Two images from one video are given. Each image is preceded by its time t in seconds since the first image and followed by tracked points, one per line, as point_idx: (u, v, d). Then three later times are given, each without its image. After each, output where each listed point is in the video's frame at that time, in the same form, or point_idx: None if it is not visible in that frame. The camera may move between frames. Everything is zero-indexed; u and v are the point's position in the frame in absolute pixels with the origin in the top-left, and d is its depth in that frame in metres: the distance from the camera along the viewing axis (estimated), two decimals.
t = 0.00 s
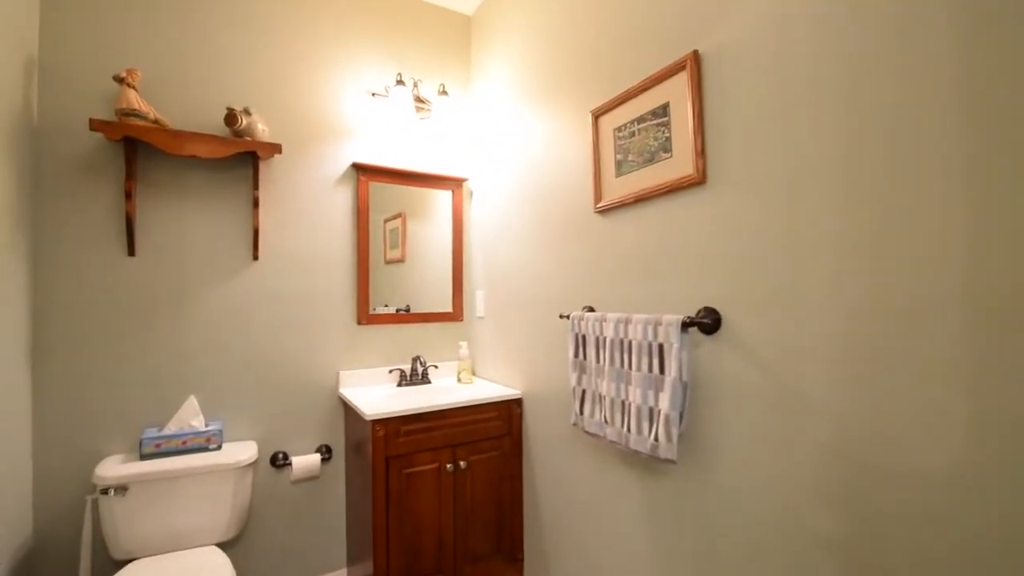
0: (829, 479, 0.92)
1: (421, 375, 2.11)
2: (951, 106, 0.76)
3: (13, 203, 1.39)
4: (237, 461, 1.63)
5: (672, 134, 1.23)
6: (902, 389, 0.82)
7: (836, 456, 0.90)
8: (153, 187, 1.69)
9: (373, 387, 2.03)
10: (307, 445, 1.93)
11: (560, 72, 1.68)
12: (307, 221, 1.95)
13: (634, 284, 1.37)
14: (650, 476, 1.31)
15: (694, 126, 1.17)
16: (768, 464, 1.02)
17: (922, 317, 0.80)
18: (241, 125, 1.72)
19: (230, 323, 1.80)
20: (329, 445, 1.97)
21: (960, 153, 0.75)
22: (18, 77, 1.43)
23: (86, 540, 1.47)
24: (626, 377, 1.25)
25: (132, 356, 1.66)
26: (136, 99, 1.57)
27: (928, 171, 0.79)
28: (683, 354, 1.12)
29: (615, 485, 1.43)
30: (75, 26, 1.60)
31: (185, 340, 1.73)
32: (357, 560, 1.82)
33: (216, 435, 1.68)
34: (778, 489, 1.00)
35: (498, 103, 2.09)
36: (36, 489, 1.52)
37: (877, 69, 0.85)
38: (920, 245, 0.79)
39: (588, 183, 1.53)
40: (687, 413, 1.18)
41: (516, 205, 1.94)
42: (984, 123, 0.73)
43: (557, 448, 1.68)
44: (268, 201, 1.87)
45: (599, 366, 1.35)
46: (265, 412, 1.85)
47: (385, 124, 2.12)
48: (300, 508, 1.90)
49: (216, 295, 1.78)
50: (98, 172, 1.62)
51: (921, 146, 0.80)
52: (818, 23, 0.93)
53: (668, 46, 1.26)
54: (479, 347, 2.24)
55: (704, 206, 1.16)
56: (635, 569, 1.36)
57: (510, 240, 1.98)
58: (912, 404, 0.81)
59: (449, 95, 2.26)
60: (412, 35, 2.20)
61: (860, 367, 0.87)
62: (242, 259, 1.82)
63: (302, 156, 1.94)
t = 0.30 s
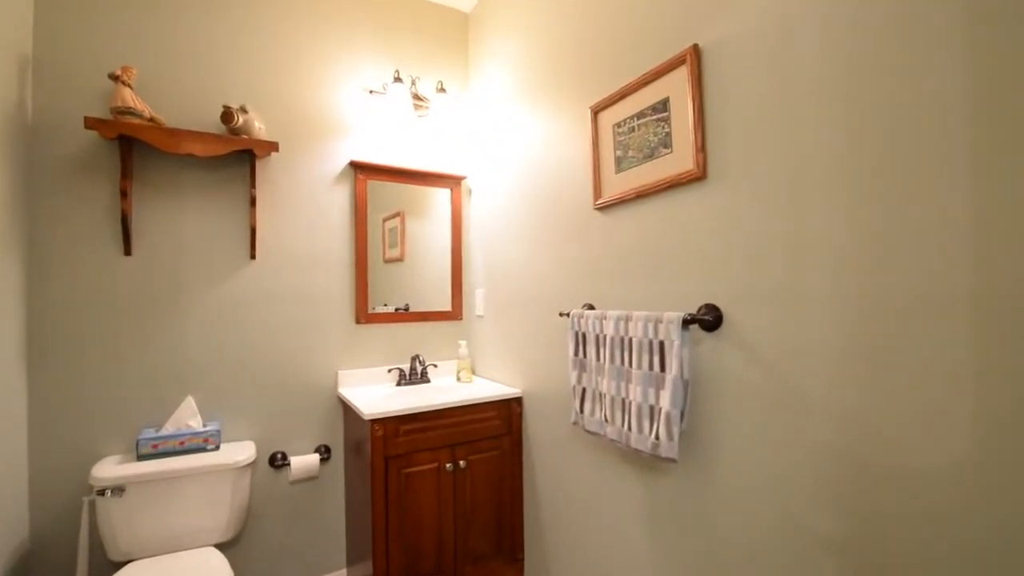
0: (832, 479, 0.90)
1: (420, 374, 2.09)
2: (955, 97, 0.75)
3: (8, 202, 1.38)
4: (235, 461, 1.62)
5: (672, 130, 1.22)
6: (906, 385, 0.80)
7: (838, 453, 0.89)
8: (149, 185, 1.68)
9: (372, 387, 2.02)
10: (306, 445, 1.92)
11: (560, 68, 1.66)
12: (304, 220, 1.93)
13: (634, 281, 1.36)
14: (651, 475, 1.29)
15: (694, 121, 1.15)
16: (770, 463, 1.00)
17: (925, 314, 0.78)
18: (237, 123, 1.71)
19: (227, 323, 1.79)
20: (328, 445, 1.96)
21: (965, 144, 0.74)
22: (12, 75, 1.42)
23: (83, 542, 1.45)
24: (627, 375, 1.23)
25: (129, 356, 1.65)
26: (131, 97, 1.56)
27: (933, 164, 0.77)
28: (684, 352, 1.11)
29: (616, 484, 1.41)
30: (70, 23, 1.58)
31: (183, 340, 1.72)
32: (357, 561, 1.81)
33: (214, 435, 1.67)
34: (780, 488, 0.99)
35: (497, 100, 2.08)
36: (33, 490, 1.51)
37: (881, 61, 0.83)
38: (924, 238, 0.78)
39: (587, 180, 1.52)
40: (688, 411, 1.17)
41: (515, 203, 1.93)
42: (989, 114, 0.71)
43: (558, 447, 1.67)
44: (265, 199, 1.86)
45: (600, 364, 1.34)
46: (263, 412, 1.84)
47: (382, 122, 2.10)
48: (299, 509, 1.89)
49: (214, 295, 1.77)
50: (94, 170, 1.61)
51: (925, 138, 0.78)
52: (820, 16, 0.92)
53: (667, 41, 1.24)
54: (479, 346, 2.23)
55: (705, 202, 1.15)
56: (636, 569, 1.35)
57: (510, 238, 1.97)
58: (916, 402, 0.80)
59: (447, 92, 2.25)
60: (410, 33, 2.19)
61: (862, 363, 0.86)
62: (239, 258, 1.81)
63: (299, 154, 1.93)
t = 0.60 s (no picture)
0: (832, 479, 0.90)
1: (421, 373, 2.09)
2: (957, 92, 0.74)
3: (6, 202, 1.37)
4: (234, 460, 1.61)
5: (672, 127, 1.21)
6: (907, 383, 0.80)
7: (840, 452, 0.88)
8: (148, 185, 1.67)
9: (373, 386, 2.02)
10: (306, 444, 1.91)
11: (560, 66, 1.66)
12: (303, 219, 1.93)
13: (634, 279, 1.35)
14: (652, 474, 1.29)
15: (695, 118, 1.14)
16: (771, 462, 1.00)
17: (926, 313, 0.77)
18: (236, 122, 1.70)
19: (226, 322, 1.78)
20: (328, 445, 1.95)
21: (969, 140, 0.73)
22: (10, 74, 1.42)
23: (83, 541, 1.45)
24: (628, 374, 1.23)
25: (128, 355, 1.64)
26: (130, 95, 1.55)
27: (936, 160, 0.76)
28: (685, 351, 1.10)
29: (616, 484, 1.41)
30: (68, 22, 1.58)
31: (183, 339, 1.72)
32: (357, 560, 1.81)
33: (214, 435, 1.67)
34: (780, 488, 0.99)
35: (497, 98, 2.07)
36: (34, 490, 1.51)
37: (883, 56, 0.82)
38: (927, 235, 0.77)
39: (588, 178, 1.51)
40: (689, 410, 1.16)
41: (515, 201, 1.92)
42: (992, 108, 0.70)
43: (558, 446, 1.66)
44: (265, 198, 1.85)
45: (600, 363, 1.33)
46: (263, 411, 1.84)
47: (382, 121, 2.10)
48: (300, 508, 1.89)
49: (213, 294, 1.76)
50: (93, 169, 1.60)
51: (928, 134, 0.77)
52: (820, 11, 0.91)
53: (667, 38, 1.24)
54: (479, 344, 2.22)
55: (706, 200, 1.14)
56: (636, 569, 1.34)
57: (510, 236, 1.96)
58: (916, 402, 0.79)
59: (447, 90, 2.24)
60: (410, 31, 2.18)
61: (863, 361, 0.85)
62: (238, 257, 1.81)
63: (298, 153, 1.92)
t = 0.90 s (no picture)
0: (833, 477, 0.90)
1: (421, 371, 2.09)
2: (962, 87, 0.73)
3: (7, 199, 1.38)
4: (235, 458, 1.61)
5: (674, 123, 1.21)
6: (911, 381, 0.79)
7: (842, 449, 0.88)
8: (149, 182, 1.67)
9: (374, 384, 2.02)
10: (307, 441, 1.92)
11: (561, 63, 1.65)
12: (304, 217, 1.93)
13: (636, 277, 1.35)
14: (653, 471, 1.29)
15: (696, 114, 1.14)
16: (773, 458, 1.00)
17: (928, 311, 0.77)
18: (237, 119, 1.70)
19: (227, 320, 1.78)
20: (329, 442, 1.95)
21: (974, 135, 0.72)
22: (11, 71, 1.42)
23: (84, 538, 1.45)
24: (629, 371, 1.23)
25: (129, 353, 1.64)
26: (131, 93, 1.55)
27: (940, 156, 0.76)
28: (687, 348, 1.10)
29: (617, 482, 1.41)
30: (68, 19, 1.58)
31: (184, 337, 1.72)
32: (358, 557, 1.81)
33: (215, 432, 1.67)
34: (781, 486, 0.98)
35: (498, 94, 2.06)
36: (35, 486, 1.51)
37: (886, 51, 0.82)
38: (931, 232, 0.77)
39: (589, 175, 1.51)
40: (690, 407, 1.16)
41: (516, 199, 1.92)
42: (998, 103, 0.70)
43: (559, 443, 1.66)
44: (266, 196, 1.85)
45: (601, 360, 1.33)
46: (264, 409, 1.84)
47: (383, 118, 2.09)
48: (301, 505, 1.89)
49: (213, 291, 1.76)
50: (94, 167, 1.60)
51: (933, 129, 0.76)
52: (823, 7, 0.90)
53: (669, 34, 1.23)
54: (480, 342, 2.22)
55: (707, 197, 1.14)
56: (637, 567, 1.34)
57: (511, 234, 1.96)
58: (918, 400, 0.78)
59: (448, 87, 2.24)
60: (411, 28, 2.17)
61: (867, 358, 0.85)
62: (239, 255, 1.81)
63: (299, 150, 1.92)
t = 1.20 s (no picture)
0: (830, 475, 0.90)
1: (420, 369, 2.09)
2: (963, 88, 0.74)
3: (7, 196, 1.38)
4: (234, 455, 1.62)
5: (673, 122, 1.21)
6: (909, 380, 0.80)
7: (841, 448, 0.88)
8: (149, 179, 1.67)
9: (373, 382, 2.02)
10: (306, 439, 1.92)
11: (561, 61, 1.65)
12: (304, 214, 1.93)
13: (635, 275, 1.35)
14: (651, 469, 1.29)
15: (696, 113, 1.14)
16: (772, 457, 1.00)
17: (925, 310, 0.77)
18: (236, 116, 1.70)
19: (227, 317, 1.79)
20: (328, 440, 1.96)
21: (975, 135, 0.72)
22: (10, 67, 1.41)
23: (83, 535, 1.46)
24: (627, 369, 1.23)
25: (129, 350, 1.64)
26: (130, 89, 1.55)
27: (938, 156, 0.76)
28: (685, 346, 1.10)
29: (616, 480, 1.41)
30: (68, 16, 1.57)
31: (183, 334, 1.72)
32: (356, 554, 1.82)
33: (214, 429, 1.67)
34: (778, 483, 0.99)
35: (497, 92, 2.06)
36: (34, 483, 1.51)
37: (887, 51, 0.82)
38: (931, 232, 0.77)
39: (589, 173, 1.51)
40: (688, 405, 1.17)
41: (515, 197, 1.92)
42: (999, 104, 0.70)
43: (558, 441, 1.67)
44: (265, 193, 1.85)
45: (600, 359, 1.33)
46: (263, 406, 1.84)
47: (382, 116, 2.09)
48: (300, 503, 1.90)
49: (213, 288, 1.76)
50: (93, 163, 1.60)
51: (934, 129, 0.77)
52: (825, 7, 0.90)
53: (668, 33, 1.23)
54: (479, 340, 2.22)
55: (706, 196, 1.14)
56: (635, 564, 1.35)
57: (510, 233, 1.96)
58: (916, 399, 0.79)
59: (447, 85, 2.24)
60: (411, 26, 2.17)
61: (866, 357, 0.85)
62: (239, 252, 1.81)
63: (298, 148, 1.92)
